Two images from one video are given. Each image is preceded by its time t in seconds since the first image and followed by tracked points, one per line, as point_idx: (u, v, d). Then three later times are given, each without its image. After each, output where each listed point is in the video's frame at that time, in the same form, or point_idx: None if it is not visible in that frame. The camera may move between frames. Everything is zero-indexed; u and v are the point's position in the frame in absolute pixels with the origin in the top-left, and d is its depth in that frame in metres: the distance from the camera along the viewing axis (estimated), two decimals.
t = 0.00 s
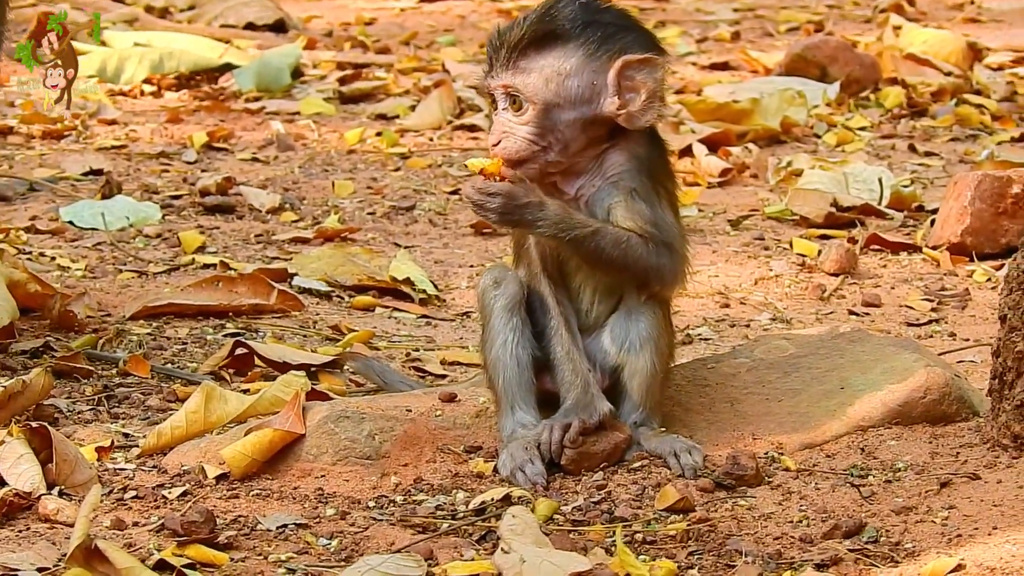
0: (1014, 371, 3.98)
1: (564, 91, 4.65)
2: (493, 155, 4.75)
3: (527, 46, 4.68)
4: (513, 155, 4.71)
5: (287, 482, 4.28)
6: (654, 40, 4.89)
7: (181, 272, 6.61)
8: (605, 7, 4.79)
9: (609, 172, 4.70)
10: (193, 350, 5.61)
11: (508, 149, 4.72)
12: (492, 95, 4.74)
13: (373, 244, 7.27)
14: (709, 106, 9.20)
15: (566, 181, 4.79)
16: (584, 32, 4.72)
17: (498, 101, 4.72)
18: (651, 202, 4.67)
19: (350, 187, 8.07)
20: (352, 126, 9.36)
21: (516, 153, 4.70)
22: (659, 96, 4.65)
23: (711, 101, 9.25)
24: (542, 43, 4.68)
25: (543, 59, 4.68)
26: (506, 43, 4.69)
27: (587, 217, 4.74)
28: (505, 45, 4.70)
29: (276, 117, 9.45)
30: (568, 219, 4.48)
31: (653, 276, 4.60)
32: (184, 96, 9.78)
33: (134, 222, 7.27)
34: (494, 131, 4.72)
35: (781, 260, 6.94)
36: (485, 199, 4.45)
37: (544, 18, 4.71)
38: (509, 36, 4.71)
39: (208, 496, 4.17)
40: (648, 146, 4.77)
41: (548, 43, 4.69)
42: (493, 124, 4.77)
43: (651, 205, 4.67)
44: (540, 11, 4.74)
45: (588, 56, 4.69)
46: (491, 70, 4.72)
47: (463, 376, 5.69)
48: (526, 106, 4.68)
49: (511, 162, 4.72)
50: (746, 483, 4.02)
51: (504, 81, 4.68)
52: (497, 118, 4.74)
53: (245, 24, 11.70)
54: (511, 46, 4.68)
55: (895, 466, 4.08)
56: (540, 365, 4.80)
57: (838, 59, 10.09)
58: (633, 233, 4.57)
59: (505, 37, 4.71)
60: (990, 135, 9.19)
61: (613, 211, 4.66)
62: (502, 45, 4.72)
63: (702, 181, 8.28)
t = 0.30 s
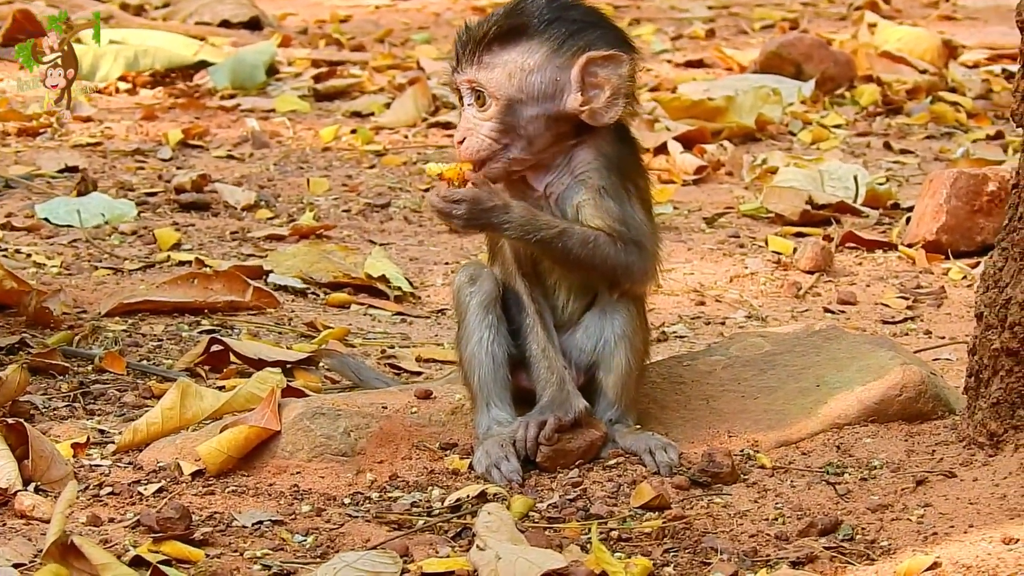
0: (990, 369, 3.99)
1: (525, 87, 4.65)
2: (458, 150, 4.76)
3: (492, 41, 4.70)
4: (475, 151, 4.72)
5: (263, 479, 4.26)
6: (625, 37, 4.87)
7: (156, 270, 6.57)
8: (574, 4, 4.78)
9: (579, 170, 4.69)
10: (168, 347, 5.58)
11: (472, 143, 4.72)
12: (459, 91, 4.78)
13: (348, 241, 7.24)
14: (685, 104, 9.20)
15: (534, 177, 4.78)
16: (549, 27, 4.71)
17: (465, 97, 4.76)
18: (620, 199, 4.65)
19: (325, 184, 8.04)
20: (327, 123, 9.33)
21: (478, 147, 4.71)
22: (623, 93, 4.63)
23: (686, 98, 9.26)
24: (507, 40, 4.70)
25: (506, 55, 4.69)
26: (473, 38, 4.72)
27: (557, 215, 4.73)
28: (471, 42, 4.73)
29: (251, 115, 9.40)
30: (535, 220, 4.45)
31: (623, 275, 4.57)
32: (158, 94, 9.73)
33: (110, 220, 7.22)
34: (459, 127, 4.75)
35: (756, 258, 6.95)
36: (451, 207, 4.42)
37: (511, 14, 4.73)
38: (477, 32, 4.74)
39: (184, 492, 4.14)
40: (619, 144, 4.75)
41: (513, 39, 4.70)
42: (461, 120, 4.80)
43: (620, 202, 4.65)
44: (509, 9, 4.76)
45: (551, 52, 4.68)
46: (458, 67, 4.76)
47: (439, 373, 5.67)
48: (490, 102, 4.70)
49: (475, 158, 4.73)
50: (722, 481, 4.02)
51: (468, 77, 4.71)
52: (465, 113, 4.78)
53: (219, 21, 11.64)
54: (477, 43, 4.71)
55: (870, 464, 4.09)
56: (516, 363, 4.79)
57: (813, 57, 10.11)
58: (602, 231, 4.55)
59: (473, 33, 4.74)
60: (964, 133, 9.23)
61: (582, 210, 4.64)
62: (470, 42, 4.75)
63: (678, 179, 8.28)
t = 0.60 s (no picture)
0: (976, 369, 3.99)
1: (498, 87, 4.65)
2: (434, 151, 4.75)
3: (465, 43, 4.70)
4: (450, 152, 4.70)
5: (248, 478, 4.24)
6: (600, 35, 4.88)
7: (142, 269, 6.54)
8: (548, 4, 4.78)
9: (557, 170, 4.68)
10: (154, 346, 5.55)
11: (447, 144, 4.71)
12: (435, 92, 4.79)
13: (334, 240, 7.22)
14: (671, 103, 9.20)
15: (512, 178, 4.78)
16: (523, 28, 4.71)
17: (440, 98, 4.77)
18: (599, 199, 4.63)
19: (311, 182, 8.02)
20: (313, 122, 9.31)
21: (454, 149, 4.71)
22: (597, 94, 4.63)
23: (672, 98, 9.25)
24: (481, 41, 4.70)
25: (480, 56, 4.69)
26: (447, 41, 4.74)
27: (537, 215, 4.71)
28: (446, 44, 4.74)
29: (237, 113, 9.38)
30: (512, 221, 4.45)
31: (602, 275, 4.56)
32: (145, 93, 9.69)
33: (96, 219, 7.19)
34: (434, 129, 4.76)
35: (742, 257, 6.95)
36: (429, 204, 4.43)
37: (485, 15, 4.74)
38: (451, 35, 4.75)
39: (169, 492, 4.12)
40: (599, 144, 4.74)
41: (486, 40, 4.70)
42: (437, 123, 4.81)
43: (599, 202, 4.63)
44: (483, 11, 4.77)
45: (524, 52, 4.68)
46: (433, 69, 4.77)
47: (424, 373, 5.66)
48: (463, 103, 4.70)
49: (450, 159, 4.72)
50: (707, 480, 4.01)
51: (442, 78, 4.72)
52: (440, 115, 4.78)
53: (206, 20, 11.60)
54: (451, 45, 4.72)
55: (856, 464, 4.09)
56: (501, 363, 4.78)
57: (799, 56, 10.11)
58: (579, 232, 4.53)
59: (448, 35, 4.76)
60: (950, 132, 9.25)
61: (561, 209, 4.63)
62: (444, 44, 4.76)
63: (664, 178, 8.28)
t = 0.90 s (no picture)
0: (963, 370, 4.00)
1: (479, 86, 4.66)
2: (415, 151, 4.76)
3: (446, 42, 4.71)
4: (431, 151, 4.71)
5: (235, 478, 4.23)
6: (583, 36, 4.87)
7: (130, 269, 6.53)
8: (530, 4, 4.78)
9: (537, 169, 4.67)
10: (142, 346, 5.54)
11: (428, 143, 4.72)
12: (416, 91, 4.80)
13: (322, 240, 7.22)
14: (659, 103, 9.20)
15: (493, 177, 4.78)
16: (504, 27, 4.72)
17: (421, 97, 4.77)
18: (579, 199, 4.63)
19: (299, 182, 8.01)
20: (302, 122, 9.30)
21: (434, 148, 4.71)
22: (578, 93, 4.61)
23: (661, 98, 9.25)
24: (461, 40, 4.71)
25: (461, 55, 4.70)
26: (428, 40, 4.75)
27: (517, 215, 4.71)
28: (427, 43, 4.75)
29: (226, 113, 9.36)
30: (493, 218, 4.45)
31: (583, 273, 4.55)
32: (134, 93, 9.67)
33: (84, 219, 7.17)
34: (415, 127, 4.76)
35: (730, 257, 6.95)
36: (413, 205, 4.42)
37: (467, 15, 4.74)
38: (432, 33, 4.76)
39: (156, 492, 4.11)
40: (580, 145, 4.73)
41: (467, 39, 4.71)
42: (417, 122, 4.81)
43: (580, 202, 4.62)
44: (464, 11, 4.78)
45: (505, 51, 4.69)
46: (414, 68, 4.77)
47: (412, 373, 5.66)
48: (444, 101, 4.71)
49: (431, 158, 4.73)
50: (694, 481, 4.01)
51: (423, 77, 4.73)
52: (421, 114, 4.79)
53: (195, 20, 11.58)
54: (431, 44, 4.73)
55: (843, 465, 4.09)
56: (489, 364, 4.78)
57: (788, 56, 10.12)
58: (560, 231, 4.53)
59: (429, 35, 4.76)
60: (939, 132, 9.26)
61: (541, 209, 4.62)
62: (425, 43, 4.77)
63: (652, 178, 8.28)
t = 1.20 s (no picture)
0: (959, 373, 4.02)
1: (480, 82, 4.69)
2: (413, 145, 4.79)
3: (452, 37, 4.76)
4: (428, 144, 4.73)
5: (231, 480, 4.24)
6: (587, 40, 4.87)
7: (125, 270, 6.53)
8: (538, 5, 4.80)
9: (537, 170, 4.67)
10: (137, 347, 5.54)
11: (426, 136, 4.74)
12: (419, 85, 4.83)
13: (317, 242, 7.22)
14: (654, 106, 9.21)
15: (490, 176, 4.78)
16: (509, 26, 4.74)
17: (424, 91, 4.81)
18: (580, 201, 4.63)
19: (294, 185, 8.02)
20: (297, 124, 9.30)
21: (432, 140, 4.73)
22: (578, 96, 4.61)
23: (656, 100, 9.26)
24: (467, 36, 4.75)
25: (465, 50, 4.74)
26: (434, 34, 4.80)
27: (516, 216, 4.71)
28: (433, 37, 4.80)
29: (221, 115, 9.36)
30: (497, 218, 4.46)
31: (584, 274, 4.55)
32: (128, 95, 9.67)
33: (80, 220, 7.17)
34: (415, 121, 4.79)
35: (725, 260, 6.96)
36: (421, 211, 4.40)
37: (474, 12, 4.79)
38: (438, 28, 4.80)
39: (152, 493, 4.11)
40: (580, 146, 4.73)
41: (471, 35, 4.75)
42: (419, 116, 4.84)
43: (580, 203, 4.63)
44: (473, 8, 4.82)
45: (509, 49, 4.71)
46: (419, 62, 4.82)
47: (407, 374, 5.66)
48: (446, 96, 4.73)
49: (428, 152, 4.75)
50: (690, 483, 4.02)
51: (427, 71, 4.77)
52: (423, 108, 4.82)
53: (189, 22, 11.57)
54: (438, 39, 4.78)
55: (839, 468, 4.10)
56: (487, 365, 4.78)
57: (783, 59, 10.14)
58: (561, 232, 4.53)
59: (436, 30, 4.81)
60: (934, 136, 9.28)
61: (541, 210, 4.62)
62: (432, 38, 4.81)
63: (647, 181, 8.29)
